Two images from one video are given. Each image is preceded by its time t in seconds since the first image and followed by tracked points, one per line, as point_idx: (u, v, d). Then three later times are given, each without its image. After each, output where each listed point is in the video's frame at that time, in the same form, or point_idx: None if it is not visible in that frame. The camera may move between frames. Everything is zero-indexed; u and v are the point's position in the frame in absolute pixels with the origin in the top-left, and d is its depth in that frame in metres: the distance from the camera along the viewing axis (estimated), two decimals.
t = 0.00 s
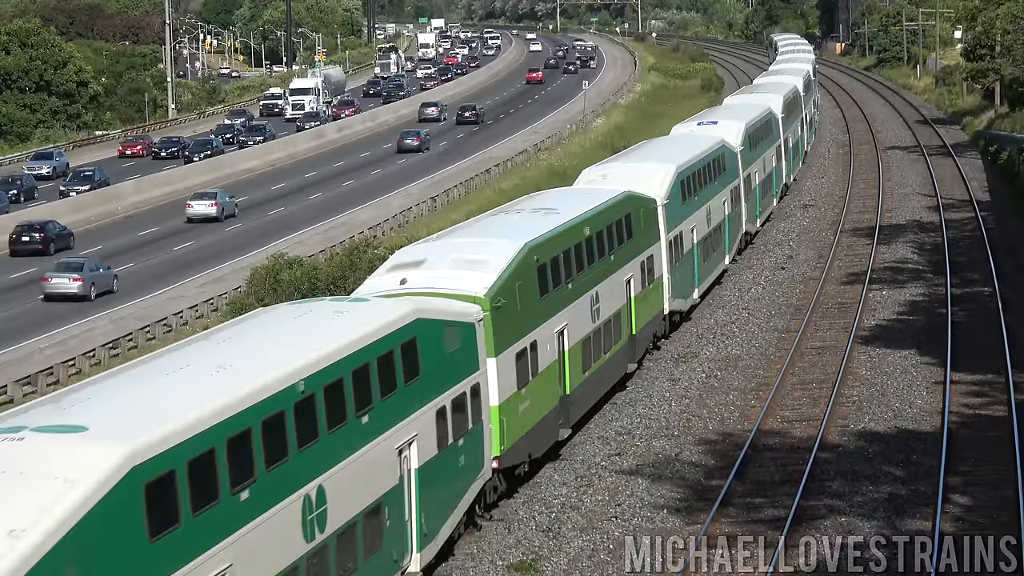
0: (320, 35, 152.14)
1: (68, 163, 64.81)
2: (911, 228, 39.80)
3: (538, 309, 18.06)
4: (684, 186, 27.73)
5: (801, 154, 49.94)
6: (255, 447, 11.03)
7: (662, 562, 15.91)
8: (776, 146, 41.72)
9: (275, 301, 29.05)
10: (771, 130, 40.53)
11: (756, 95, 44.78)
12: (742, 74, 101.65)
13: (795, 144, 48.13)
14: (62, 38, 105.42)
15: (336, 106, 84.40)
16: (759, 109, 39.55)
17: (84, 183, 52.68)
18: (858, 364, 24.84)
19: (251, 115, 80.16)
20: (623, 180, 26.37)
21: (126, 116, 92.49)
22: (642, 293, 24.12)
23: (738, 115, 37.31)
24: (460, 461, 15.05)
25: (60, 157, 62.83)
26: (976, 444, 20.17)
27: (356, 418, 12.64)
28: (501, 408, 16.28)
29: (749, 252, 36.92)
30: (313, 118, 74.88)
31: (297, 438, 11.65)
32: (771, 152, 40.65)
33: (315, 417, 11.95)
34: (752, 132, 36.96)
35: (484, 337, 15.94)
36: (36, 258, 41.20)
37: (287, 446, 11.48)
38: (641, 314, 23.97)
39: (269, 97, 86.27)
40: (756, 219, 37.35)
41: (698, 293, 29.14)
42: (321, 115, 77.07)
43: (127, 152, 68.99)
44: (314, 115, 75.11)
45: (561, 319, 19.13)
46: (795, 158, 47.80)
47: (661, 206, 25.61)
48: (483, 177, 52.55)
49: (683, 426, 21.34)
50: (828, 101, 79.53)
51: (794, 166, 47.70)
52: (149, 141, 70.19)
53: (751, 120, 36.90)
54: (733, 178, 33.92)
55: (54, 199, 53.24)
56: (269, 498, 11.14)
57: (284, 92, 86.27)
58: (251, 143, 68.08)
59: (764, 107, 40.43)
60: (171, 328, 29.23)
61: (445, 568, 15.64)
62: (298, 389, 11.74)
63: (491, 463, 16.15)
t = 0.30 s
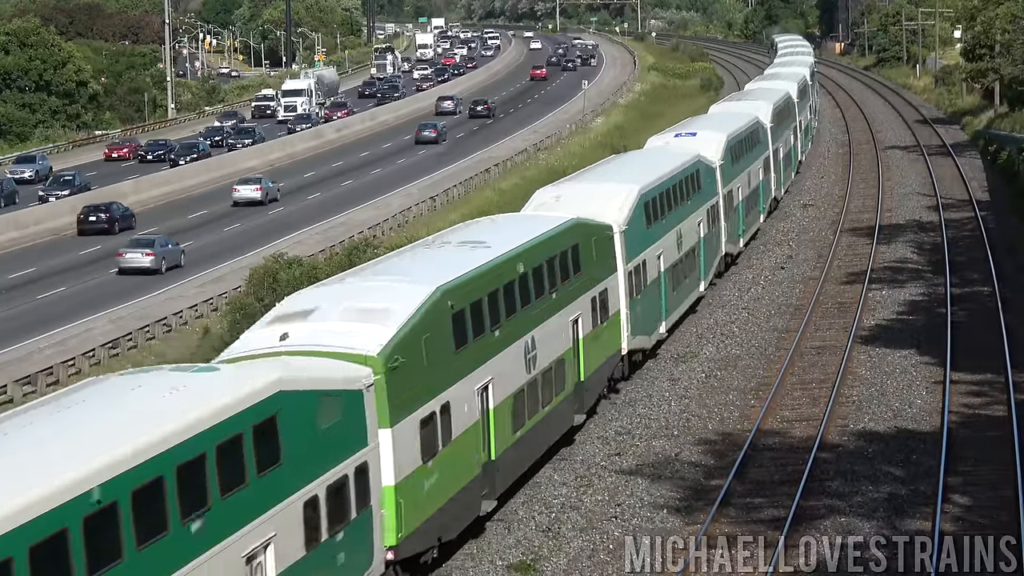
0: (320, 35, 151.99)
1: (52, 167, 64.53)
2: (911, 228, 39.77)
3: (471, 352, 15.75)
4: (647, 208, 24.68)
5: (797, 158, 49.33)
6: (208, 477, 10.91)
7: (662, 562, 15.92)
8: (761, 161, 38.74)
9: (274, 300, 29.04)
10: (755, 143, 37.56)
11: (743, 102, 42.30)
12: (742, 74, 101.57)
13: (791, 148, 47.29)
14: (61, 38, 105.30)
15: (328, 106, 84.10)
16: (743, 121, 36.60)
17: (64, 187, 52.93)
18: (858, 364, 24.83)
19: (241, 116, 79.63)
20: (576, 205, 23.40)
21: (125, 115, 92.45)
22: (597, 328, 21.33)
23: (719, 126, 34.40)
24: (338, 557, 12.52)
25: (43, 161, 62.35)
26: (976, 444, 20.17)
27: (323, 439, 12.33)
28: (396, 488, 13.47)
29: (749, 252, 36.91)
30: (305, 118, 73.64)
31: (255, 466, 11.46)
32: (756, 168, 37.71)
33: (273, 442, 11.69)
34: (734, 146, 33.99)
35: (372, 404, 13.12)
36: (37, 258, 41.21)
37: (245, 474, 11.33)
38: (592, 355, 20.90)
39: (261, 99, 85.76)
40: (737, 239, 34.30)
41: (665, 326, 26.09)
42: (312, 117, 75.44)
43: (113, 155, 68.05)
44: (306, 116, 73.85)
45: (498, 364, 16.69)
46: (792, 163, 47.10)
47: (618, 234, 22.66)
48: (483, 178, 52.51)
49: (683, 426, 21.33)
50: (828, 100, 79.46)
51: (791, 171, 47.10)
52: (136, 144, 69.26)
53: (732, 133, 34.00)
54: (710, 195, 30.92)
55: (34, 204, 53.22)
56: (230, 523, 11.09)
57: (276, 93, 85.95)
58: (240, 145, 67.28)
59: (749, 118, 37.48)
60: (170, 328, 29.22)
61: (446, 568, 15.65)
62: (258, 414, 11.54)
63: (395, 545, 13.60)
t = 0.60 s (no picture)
0: (320, 35, 152.06)
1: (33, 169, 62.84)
2: (911, 228, 39.80)
3: (438, 373, 14.90)
4: (601, 238, 21.35)
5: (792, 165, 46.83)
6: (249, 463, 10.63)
7: (662, 562, 15.92)
8: (744, 179, 35.41)
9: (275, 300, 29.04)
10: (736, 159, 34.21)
11: (731, 111, 39.22)
12: (742, 74, 101.63)
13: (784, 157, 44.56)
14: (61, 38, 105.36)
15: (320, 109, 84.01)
16: (723, 134, 33.24)
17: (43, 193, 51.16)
18: (858, 364, 24.85)
19: (232, 118, 79.28)
20: (516, 237, 19.97)
21: (126, 116, 92.49)
22: (537, 377, 18.16)
23: (696, 141, 31.12)
24: None
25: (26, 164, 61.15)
26: (976, 444, 20.17)
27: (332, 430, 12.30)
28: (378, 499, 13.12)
29: (749, 253, 36.92)
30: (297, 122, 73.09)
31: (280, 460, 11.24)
32: (737, 185, 34.35)
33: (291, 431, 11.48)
34: (712, 163, 30.67)
35: (210, 500, 10.22)
36: (38, 258, 41.24)
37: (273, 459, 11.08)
38: (528, 412, 17.74)
39: (254, 101, 85.76)
40: (714, 266, 30.90)
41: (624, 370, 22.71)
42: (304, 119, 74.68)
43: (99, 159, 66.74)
44: (298, 119, 73.16)
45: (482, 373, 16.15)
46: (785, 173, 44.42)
47: (563, 270, 19.31)
48: (483, 178, 52.54)
49: (683, 427, 21.34)
50: (828, 100, 79.49)
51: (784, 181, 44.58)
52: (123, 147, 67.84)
53: (709, 148, 30.69)
54: (683, 218, 27.58)
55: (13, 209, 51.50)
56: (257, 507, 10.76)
57: (268, 96, 85.95)
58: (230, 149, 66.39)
59: (732, 131, 34.16)
60: (171, 328, 29.22)
61: (445, 569, 15.66)
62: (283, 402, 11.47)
63: (379, 553, 13.20)
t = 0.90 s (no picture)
0: (320, 34, 152.03)
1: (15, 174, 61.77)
2: (912, 228, 39.77)
3: (421, 383, 14.34)
4: (539, 274, 18.31)
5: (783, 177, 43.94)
6: (196, 485, 10.38)
7: (662, 562, 15.92)
8: (722, 197, 32.39)
9: (275, 299, 29.04)
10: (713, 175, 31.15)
11: (715, 122, 36.20)
12: (742, 74, 101.57)
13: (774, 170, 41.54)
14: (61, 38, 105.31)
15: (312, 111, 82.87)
16: (697, 150, 30.17)
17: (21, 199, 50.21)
18: (859, 364, 24.83)
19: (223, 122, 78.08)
20: (439, 275, 16.85)
21: (126, 116, 92.50)
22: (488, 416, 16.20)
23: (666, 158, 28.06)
24: None
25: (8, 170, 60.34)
26: (976, 444, 20.16)
27: (308, 445, 12.01)
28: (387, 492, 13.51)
29: (750, 252, 36.89)
30: (288, 124, 73.38)
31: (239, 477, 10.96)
32: (714, 205, 31.28)
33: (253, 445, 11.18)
34: (683, 182, 27.64)
35: None
36: (38, 257, 41.24)
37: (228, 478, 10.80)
38: (439, 484, 14.79)
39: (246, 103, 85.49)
40: (685, 297, 27.73)
41: (567, 423, 19.68)
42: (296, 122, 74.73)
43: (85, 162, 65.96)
44: (289, 121, 73.74)
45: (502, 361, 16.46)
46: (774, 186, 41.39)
47: (487, 317, 16.19)
48: (483, 177, 52.52)
49: (683, 426, 21.33)
50: (828, 100, 79.43)
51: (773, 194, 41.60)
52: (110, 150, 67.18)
53: (680, 165, 27.63)
54: (645, 244, 24.53)
55: None
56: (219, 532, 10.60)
57: (261, 98, 85.58)
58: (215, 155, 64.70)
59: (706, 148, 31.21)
60: (171, 328, 29.23)
61: (446, 568, 15.65)
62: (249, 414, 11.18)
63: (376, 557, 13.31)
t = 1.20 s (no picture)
0: (320, 35, 152.03)
1: None
2: (911, 228, 39.78)
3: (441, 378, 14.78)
4: (452, 323, 15.39)
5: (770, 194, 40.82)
6: (168, 500, 10.47)
7: (662, 562, 15.92)
8: (697, 219, 29.27)
9: (275, 299, 29.05)
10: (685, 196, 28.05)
11: (695, 135, 33.15)
12: (742, 74, 101.58)
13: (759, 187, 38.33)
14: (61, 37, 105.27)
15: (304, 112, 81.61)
16: (667, 169, 27.14)
17: None
18: (858, 364, 24.84)
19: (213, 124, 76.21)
20: (329, 334, 13.92)
21: (125, 116, 92.46)
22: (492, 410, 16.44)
23: (627, 179, 25.02)
24: None
25: None
26: (976, 444, 20.17)
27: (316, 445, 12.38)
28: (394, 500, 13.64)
29: (749, 252, 36.91)
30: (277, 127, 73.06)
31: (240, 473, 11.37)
32: (687, 226, 28.17)
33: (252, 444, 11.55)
34: (647, 205, 24.55)
35: None
36: (38, 257, 41.22)
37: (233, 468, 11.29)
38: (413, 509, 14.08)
39: (237, 105, 84.20)
40: (647, 334, 24.57)
41: (492, 495, 16.65)
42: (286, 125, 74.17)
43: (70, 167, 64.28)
44: (279, 124, 73.31)
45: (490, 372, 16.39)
46: (759, 205, 38.14)
47: (379, 381, 13.31)
48: (483, 178, 52.54)
49: (683, 426, 21.33)
50: (828, 100, 79.46)
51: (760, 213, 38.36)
52: (96, 154, 65.38)
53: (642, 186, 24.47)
54: (598, 278, 21.34)
55: None
56: (216, 532, 10.95)
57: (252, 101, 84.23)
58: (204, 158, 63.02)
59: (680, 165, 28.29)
60: (171, 328, 29.23)
61: (446, 568, 15.65)
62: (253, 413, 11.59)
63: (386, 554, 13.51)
